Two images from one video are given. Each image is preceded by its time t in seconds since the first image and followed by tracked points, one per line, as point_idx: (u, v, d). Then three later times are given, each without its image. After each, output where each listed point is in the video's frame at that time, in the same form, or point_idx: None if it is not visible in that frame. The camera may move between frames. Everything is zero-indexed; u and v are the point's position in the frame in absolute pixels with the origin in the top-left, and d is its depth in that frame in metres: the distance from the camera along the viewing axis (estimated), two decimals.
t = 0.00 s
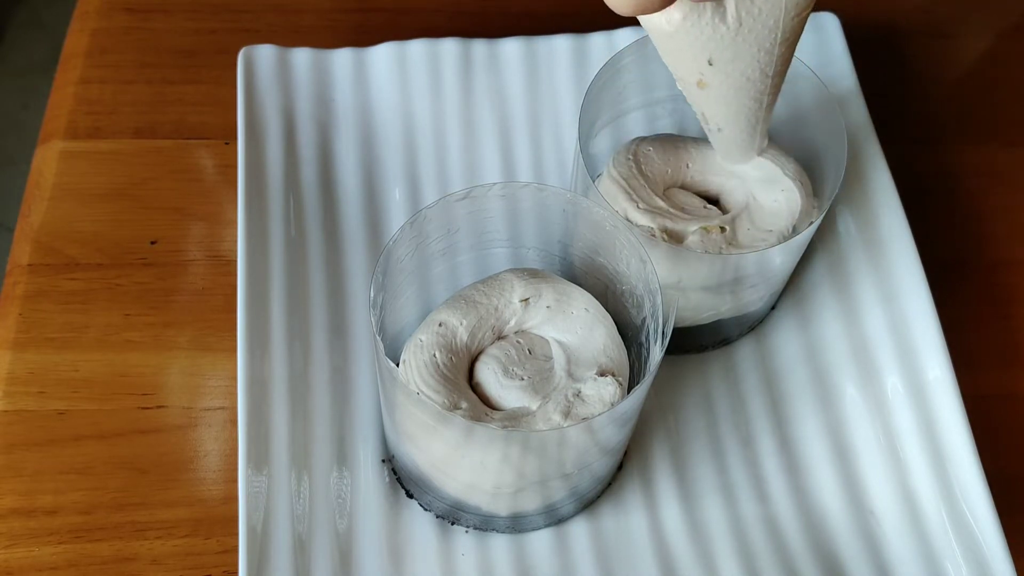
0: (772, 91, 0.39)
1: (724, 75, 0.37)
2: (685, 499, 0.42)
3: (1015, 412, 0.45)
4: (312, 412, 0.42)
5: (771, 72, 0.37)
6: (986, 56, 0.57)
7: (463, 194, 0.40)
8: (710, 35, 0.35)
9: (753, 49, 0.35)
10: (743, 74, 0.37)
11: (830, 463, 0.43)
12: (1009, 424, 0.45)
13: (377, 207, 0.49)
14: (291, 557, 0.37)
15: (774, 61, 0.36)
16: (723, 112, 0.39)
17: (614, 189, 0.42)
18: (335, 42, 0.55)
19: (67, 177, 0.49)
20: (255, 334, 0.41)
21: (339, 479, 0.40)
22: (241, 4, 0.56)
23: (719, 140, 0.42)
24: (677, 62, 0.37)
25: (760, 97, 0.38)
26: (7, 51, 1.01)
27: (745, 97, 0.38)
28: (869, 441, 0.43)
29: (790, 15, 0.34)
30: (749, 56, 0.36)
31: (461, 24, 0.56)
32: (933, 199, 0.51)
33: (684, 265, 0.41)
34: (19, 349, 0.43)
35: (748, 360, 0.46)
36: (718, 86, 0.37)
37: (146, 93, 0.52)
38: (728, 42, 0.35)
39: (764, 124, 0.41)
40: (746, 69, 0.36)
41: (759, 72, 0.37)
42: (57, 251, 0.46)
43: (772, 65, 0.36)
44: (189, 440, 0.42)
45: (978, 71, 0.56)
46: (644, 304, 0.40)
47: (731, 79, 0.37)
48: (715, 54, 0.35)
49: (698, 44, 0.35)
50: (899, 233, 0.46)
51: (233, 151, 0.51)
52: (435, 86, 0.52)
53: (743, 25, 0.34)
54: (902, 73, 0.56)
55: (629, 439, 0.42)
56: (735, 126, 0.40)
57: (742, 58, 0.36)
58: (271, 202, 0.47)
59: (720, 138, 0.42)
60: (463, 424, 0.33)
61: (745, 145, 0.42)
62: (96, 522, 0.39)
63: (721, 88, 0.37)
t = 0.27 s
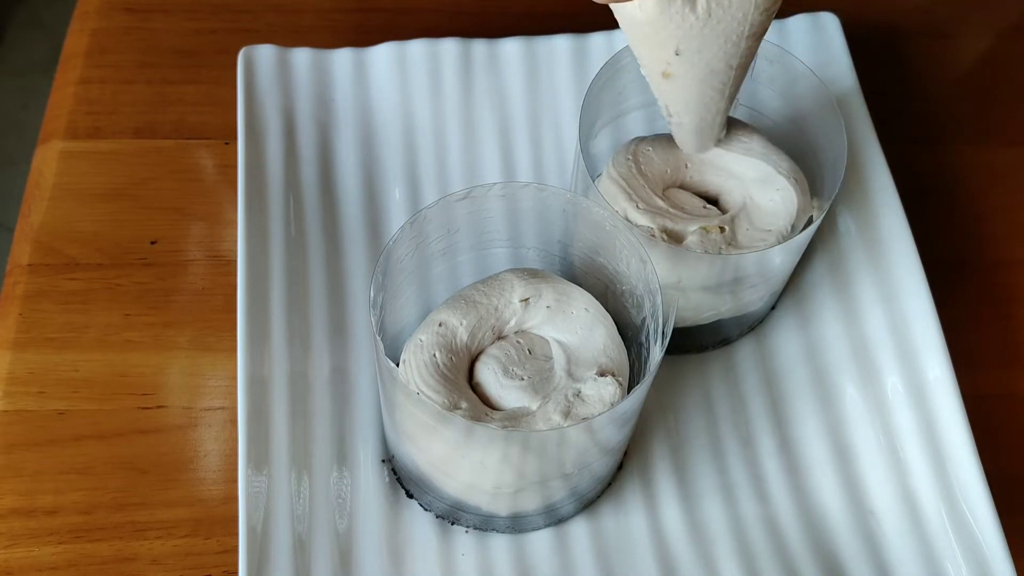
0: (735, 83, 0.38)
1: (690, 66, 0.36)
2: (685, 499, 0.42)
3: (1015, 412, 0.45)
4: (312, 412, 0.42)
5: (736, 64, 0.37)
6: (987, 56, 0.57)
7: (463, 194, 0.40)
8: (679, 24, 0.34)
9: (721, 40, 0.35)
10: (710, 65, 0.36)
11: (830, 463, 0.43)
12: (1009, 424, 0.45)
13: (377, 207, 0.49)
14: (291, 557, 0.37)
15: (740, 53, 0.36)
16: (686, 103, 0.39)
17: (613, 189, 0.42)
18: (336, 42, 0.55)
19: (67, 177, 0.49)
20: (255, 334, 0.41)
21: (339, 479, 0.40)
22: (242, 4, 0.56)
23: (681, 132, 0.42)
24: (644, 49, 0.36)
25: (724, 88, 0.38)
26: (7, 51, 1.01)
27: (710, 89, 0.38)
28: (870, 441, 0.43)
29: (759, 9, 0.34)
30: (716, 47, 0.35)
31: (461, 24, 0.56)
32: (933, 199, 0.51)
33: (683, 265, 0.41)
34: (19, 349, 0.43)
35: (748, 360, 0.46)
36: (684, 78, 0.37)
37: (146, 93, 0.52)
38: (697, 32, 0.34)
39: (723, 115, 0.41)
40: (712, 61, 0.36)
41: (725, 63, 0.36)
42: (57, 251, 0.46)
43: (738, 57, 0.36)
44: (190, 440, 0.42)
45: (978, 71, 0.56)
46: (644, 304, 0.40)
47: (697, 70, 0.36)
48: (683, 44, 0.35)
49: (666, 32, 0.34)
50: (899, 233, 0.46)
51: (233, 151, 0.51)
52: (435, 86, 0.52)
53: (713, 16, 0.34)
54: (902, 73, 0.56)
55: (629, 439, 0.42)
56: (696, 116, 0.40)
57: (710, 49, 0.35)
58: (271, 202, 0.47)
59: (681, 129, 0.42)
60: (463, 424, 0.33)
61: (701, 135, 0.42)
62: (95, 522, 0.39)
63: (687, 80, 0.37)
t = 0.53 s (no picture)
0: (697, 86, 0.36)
1: (652, 62, 0.34)
2: (685, 499, 0.42)
3: (1015, 412, 0.45)
4: (312, 413, 0.42)
5: (699, 64, 0.34)
6: (987, 56, 0.57)
7: (463, 194, 0.40)
8: (644, 14, 0.31)
9: (686, 36, 0.32)
10: (673, 65, 0.34)
11: (829, 463, 0.43)
12: (1009, 424, 0.45)
13: (377, 207, 0.49)
14: (291, 557, 0.37)
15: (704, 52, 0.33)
16: (644, 105, 0.37)
17: (612, 189, 0.42)
18: (336, 42, 0.55)
19: (67, 177, 0.49)
20: (255, 334, 0.41)
21: (339, 479, 0.40)
22: (242, 4, 0.56)
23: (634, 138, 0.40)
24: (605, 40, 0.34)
25: (685, 92, 0.36)
26: (7, 51, 1.01)
27: (671, 92, 0.36)
28: (870, 441, 0.43)
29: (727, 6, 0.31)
30: (682, 44, 0.33)
31: (461, 23, 0.56)
32: (933, 199, 0.51)
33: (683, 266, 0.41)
34: (19, 349, 0.43)
35: (748, 360, 0.46)
36: (645, 78, 0.35)
37: (146, 93, 0.52)
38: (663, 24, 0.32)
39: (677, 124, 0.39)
40: (677, 59, 0.33)
41: (688, 63, 0.34)
42: (57, 251, 0.46)
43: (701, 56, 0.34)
44: (190, 440, 0.42)
45: (978, 71, 0.56)
46: (644, 304, 0.40)
47: (660, 69, 0.34)
48: (647, 33, 0.32)
49: (630, 21, 0.32)
50: (899, 233, 0.46)
51: (233, 151, 0.51)
52: (435, 86, 0.52)
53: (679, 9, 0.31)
54: (903, 73, 0.56)
55: (628, 439, 0.42)
56: (652, 120, 0.38)
57: (673, 45, 0.33)
58: (271, 202, 0.47)
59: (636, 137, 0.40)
60: (463, 424, 0.33)
61: (654, 144, 0.40)
62: (95, 522, 0.39)
63: (648, 80, 0.35)
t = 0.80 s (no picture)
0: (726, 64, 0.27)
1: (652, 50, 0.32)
2: (685, 499, 0.42)
3: (1015, 412, 0.45)
4: (312, 412, 0.42)
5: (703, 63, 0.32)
6: (987, 56, 0.57)
7: (463, 194, 0.40)
8: None
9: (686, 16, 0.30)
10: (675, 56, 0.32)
11: (830, 463, 0.43)
12: (1010, 424, 0.45)
13: (377, 207, 0.49)
14: (291, 557, 0.37)
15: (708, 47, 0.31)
16: (656, 96, 0.27)
17: (612, 189, 0.42)
18: (336, 42, 0.55)
19: (67, 177, 0.49)
20: (255, 334, 0.41)
21: (339, 479, 0.40)
22: (242, 4, 0.56)
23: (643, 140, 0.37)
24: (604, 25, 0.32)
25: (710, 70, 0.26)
26: (7, 52, 1.01)
27: (691, 71, 0.26)
28: (870, 441, 0.43)
29: None
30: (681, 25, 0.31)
31: (461, 23, 0.56)
32: (933, 199, 0.51)
33: (683, 266, 0.41)
34: (19, 349, 0.43)
35: (748, 360, 0.46)
36: (655, 51, 0.25)
37: (146, 93, 0.52)
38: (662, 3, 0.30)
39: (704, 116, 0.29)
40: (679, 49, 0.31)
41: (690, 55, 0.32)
42: (57, 251, 0.46)
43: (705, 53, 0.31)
44: (190, 440, 0.42)
45: (979, 70, 0.56)
46: (644, 304, 0.40)
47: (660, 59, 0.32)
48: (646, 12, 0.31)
49: None
50: (899, 233, 0.46)
51: (233, 151, 0.51)
52: (435, 86, 0.52)
53: None
54: (903, 73, 0.56)
55: (628, 439, 0.42)
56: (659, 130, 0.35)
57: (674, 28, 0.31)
58: (271, 202, 0.47)
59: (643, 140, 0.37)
60: (463, 424, 0.33)
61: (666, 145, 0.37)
62: (96, 522, 0.39)
63: (659, 55, 0.26)
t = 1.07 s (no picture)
0: None
1: None
2: (685, 499, 0.42)
3: (1015, 412, 0.45)
4: (312, 412, 0.42)
5: None
6: (987, 56, 0.57)
7: (463, 194, 0.40)
8: None
9: None
10: None
11: (830, 463, 0.43)
12: (1010, 424, 0.45)
13: (377, 207, 0.49)
14: (291, 557, 0.37)
15: None
16: None
17: (611, 189, 0.42)
18: (336, 42, 0.55)
19: (67, 177, 0.49)
20: (255, 334, 0.42)
21: (339, 479, 0.40)
22: (242, 4, 0.56)
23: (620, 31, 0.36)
24: None
25: None
26: (7, 52, 1.01)
27: None
28: (870, 440, 0.43)
29: None
30: None
31: (462, 23, 0.56)
32: (933, 199, 0.51)
33: (683, 266, 0.41)
34: (19, 349, 0.43)
35: (748, 360, 0.46)
36: None
37: (146, 93, 0.52)
38: None
39: (671, 5, 0.35)
40: None
41: None
42: (57, 251, 0.46)
43: None
44: (190, 440, 0.42)
45: (979, 70, 0.56)
46: (644, 304, 0.40)
47: None
48: None
49: None
50: (898, 233, 0.46)
51: (233, 151, 0.51)
52: (435, 86, 0.52)
53: None
54: (903, 73, 0.56)
55: (628, 439, 0.42)
56: None
57: None
58: (271, 202, 0.47)
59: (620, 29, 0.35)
60: (463, 424, 0.33)
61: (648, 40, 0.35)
62: (96, 522, 0.39)
63: None
